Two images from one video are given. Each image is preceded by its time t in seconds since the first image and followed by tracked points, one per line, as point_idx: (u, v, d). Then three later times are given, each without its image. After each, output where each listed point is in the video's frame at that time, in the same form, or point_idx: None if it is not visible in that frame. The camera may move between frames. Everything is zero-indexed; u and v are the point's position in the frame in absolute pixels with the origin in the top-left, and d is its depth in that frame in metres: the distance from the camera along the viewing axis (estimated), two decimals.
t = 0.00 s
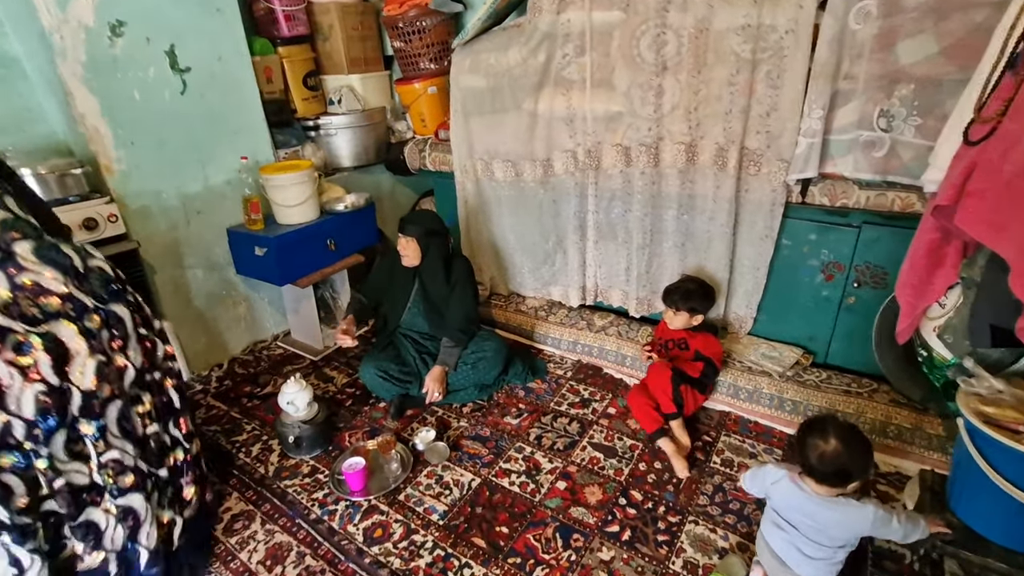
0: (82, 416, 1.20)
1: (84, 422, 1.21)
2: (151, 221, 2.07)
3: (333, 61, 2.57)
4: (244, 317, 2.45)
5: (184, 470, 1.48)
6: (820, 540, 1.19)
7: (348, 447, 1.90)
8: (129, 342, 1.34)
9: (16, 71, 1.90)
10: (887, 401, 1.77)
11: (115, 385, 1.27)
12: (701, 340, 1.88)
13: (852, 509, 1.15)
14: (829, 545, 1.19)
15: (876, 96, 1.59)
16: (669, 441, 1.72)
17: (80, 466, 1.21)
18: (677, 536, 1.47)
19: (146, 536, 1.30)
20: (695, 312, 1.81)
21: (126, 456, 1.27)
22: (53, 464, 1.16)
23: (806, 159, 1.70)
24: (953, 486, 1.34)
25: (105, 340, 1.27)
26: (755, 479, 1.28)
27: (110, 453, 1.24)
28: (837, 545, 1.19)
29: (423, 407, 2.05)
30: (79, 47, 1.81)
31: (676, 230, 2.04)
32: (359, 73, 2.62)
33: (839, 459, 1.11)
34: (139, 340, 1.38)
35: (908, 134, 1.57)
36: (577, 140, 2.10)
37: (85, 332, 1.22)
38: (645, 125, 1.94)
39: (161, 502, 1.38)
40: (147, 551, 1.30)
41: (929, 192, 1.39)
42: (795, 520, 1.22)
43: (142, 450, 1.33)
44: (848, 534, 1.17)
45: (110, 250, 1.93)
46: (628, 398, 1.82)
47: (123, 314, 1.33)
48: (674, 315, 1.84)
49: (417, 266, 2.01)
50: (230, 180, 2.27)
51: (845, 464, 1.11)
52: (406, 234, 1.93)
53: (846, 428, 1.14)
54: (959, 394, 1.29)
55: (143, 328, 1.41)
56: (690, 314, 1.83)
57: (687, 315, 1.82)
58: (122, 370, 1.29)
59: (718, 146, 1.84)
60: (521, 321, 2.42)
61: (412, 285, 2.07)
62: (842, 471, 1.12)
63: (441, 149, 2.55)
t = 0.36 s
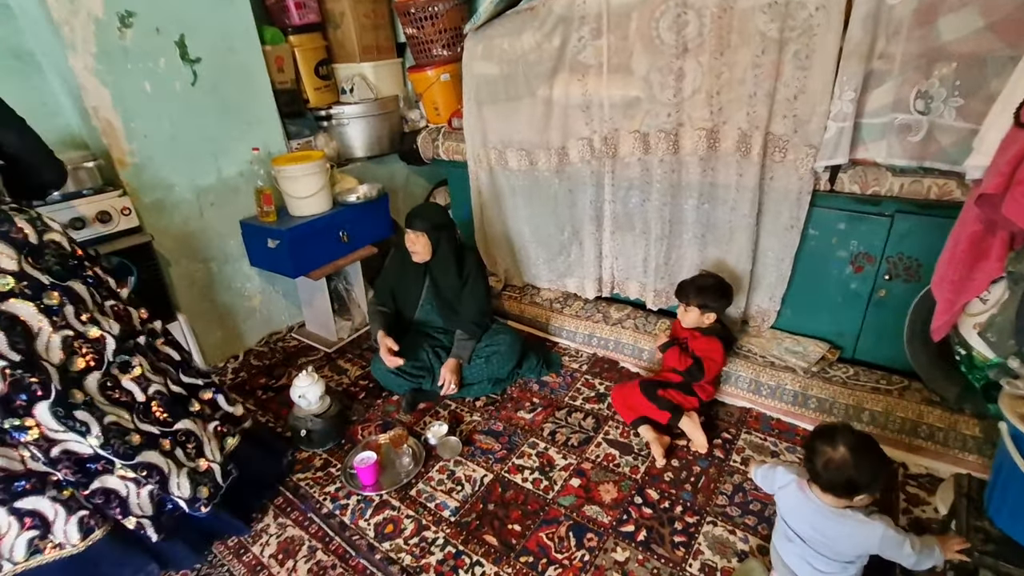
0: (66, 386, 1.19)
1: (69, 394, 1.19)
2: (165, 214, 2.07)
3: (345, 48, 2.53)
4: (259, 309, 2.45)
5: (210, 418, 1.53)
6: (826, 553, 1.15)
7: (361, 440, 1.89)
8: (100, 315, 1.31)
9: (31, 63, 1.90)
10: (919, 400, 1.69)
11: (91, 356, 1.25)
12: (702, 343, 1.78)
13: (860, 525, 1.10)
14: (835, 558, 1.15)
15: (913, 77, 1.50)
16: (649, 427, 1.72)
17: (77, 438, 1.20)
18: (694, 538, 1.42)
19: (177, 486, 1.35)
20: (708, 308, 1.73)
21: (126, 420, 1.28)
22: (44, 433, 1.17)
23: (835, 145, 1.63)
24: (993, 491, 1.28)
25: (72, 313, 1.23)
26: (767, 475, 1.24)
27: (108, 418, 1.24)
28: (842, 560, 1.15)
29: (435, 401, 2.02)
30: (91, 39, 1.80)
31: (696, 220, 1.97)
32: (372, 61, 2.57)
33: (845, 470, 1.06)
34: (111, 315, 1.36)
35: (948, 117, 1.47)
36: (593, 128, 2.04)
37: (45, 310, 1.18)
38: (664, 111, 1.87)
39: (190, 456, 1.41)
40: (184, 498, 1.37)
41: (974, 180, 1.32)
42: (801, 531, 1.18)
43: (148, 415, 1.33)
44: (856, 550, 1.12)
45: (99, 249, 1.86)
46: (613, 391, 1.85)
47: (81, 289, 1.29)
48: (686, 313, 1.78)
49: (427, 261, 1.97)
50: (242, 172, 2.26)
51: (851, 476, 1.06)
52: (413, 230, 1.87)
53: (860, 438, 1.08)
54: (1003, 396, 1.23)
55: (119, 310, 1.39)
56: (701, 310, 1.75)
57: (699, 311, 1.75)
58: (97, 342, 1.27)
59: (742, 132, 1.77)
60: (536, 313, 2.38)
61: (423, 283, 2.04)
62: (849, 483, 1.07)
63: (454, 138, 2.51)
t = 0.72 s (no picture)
0: (64, 383, 1.33)
1: (64, 389, 1.32)
2: (194, 207, 2.11)
3: (367, 39, 2.52)
4: (286, 300, 2.50)
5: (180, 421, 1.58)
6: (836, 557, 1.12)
7: (383, 429, 1.91)
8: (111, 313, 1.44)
9: (67, 62, 1.95)
10: (958, 397, 1.64)
11: (97, 353, 1.38)
12: (721, 335, 1.74)
13: (862, 532, 1.07)
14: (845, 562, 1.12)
15: (958, 54, 1.42)
16: (669, 422, 1.69)
17: (55, 433, 1.33)
18: (715, 534, 1.39)
19: (131, 488, 1.42)
20: (724, 298, 1.69)
21: (111, 418, 1.39)
22: (26, 425, 1.30)
23: (871, 130, 1.56)
24: None
25: (83, 312, 1.37)
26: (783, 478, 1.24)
27: (92, 416, 1.36)
28: (849, 567, 1.11)
29: (458, 391, 2.03)
30: (119, 36, 1.84)
31: (722, 209, 1.92)
32: (395, 51, 2.56)
33: (856, 471, 1.03)
34: (121, 310, 1.49)
35: (998, 96, 1.39)
36: (616, 115, 2.00)
37: (60, 307, 1.33)
38: (690, 96, 1.81)
39: (158, 457, 1.48)
40: (132, 499, 1.42)
41: None
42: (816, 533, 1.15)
43: (134, 413, 1.44)
44: (858, 556, 1.09)
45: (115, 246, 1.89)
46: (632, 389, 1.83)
47: (98, 287, 1.42)
48: (705, 304, 1.74)
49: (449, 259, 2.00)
50: (268, 165, 2.29)
51: (862, 480, 1.03)
52: (436, 229, 1.87)
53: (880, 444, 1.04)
54: None
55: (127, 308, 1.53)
56: (720, 301, 1.70)
57: (718, 303, 1.70)
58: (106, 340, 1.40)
59: (771, 116, 1.70)
60: (558, 304, 2.35)
61: (441, 281, 2.05)
62: (859, 486, 1.03)
63: (477, 127, 2.50)
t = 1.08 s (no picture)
0: (103, 357, 1.47)
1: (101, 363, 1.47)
2: (231, 196, 2.19)
3: (397, 29, 2.55)
4: (318, 286, 2.57)
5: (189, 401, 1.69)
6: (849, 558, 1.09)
7: (406, 413, 1.95)
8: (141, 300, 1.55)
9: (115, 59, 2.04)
10: (1000, 398, 1.55)
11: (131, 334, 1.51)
12: (747, 327, 1.69)
13: (870, 532, 1.04)
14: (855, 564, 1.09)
15: (1009, 31, 1.33)
16: (689, 415, 1.67)
17: (100, 398, 1.50)
18: (730, 530, 1.38)
19: (155, 450, 1.58)
20: (749, 291, 1.64)
21: (141, 389, 1.54)
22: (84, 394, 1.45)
23: (911, 116, 1.48)
24: None
25: (121, 299, 1.48)
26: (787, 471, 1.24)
27: (122, 385, 1.51)
28: (861, 569, 1.08)
29: (479, 379, 2.06)
30: (160, 33, 1.90)
31: (751, 199, 1.87)
32: (424, 41, 2.58)
33: (852, 467, 1.01)
34: (148, 298, 1.59)
35: None
36: (643, 102, 1.96)
37: (101, 295, 1.44)
38: (719, 83, 1.76)
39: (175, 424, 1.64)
40: (156, 460, 1.58)
41: None
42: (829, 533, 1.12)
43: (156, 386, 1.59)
44: (868, 558, 1.06)
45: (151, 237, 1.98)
46: (653, 380, 1.81)
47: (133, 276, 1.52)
48: (729, 297, 1.70)
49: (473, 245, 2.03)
50: (301, 155, 2.35)
51: (859, 475, 1.01)
52: (457, 217, 1.89)
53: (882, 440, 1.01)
54: None
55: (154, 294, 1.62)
56: (746, 295, 1.66)
57: (741, 296, 1.66)
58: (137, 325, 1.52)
59: (804, 103, 1.64)
60: (582, 294, 2.34)
61: (465, 270, 2.06)
62: (858, 482, 1.01)
63: (504, 115, 2.50)
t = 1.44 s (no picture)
0: (122, 331, 1.52)
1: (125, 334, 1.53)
2: (277, 178, 2.27)
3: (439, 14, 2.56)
4: (356, 267, 2.63)
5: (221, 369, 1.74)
6: (875, 559, 1.06)
7: (436, 393, 1.99)
8: (153, 273, 1.57)
9: (172, 45, 2.12)
10: None
11: (145, 307, 1.53)
12: (779, 323, 1.65)
13: (900, 533, 1.00)
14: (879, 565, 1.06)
15: None
16: (717, 410, 1.64)
17: (136, 362, 1.58)
18: (752, 526, 1.35)
19: (194, 412, 1.69)
20: (782, 286, 1.60)
21: (165, 359, 1.60)
22: (113, 359, 1.54)
23: (972, 104, 1.39)
24: None
25: (129, 273, 1.50)
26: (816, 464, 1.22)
27: (149, 357, 1.58)
28: (887, 570, 1.05)
29: (508, 363, 2.07)
30: (213, 20, 1.97)
31: (794, 191, 1.81)
32: (465, 26, 2.58)
33: (892, 467, 0.98)
34: (160, 274, 1.60)
35: None
36: (684, 88, 1.92)
37: (108, 272, 1.46)
38: (763, 69, 1.71)
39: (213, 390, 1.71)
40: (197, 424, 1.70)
41: None
42: (856, 533, 1.10)
43: (184, 351, 1.63)
44: (895, 559, 1.03)
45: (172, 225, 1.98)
46: (681, 372, 1.77)
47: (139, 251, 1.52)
48: (762, 293, 1.65)
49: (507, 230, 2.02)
50: (343, 139, 2.41)
51: (898, 475, 0.97)
52: (492, 201, 1.91)
53: (926, 441, 0.98)
54: None
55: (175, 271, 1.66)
56: (780, 290, 1.62)
57: (774, 292, 1.62)
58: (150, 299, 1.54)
59: (854, 90, 1.56)
60: (615, 283, 2.32)
61: (498, 255, 2.07)
62: (895, 482, 0.98)
63: (543, 101, 2.48)
